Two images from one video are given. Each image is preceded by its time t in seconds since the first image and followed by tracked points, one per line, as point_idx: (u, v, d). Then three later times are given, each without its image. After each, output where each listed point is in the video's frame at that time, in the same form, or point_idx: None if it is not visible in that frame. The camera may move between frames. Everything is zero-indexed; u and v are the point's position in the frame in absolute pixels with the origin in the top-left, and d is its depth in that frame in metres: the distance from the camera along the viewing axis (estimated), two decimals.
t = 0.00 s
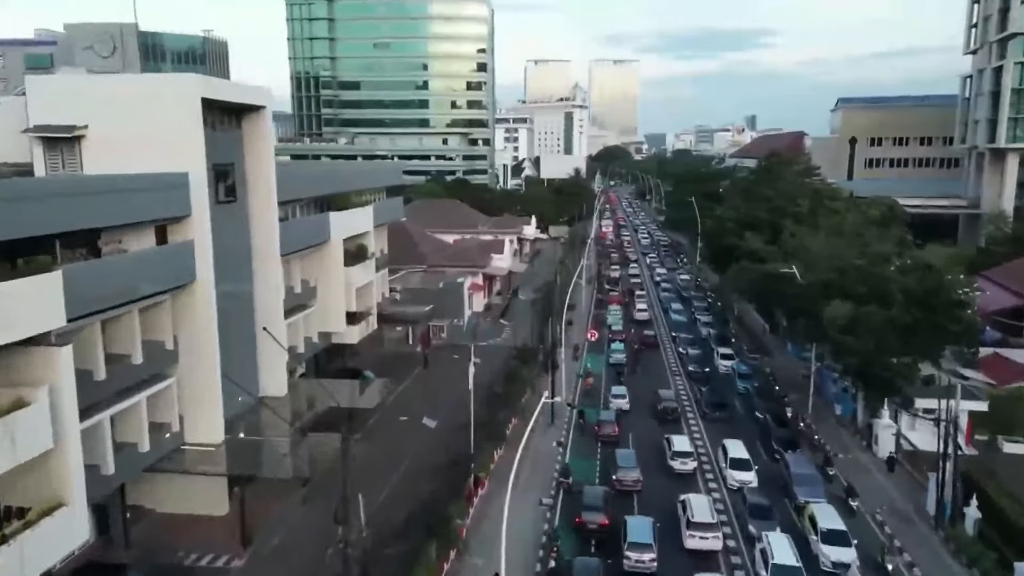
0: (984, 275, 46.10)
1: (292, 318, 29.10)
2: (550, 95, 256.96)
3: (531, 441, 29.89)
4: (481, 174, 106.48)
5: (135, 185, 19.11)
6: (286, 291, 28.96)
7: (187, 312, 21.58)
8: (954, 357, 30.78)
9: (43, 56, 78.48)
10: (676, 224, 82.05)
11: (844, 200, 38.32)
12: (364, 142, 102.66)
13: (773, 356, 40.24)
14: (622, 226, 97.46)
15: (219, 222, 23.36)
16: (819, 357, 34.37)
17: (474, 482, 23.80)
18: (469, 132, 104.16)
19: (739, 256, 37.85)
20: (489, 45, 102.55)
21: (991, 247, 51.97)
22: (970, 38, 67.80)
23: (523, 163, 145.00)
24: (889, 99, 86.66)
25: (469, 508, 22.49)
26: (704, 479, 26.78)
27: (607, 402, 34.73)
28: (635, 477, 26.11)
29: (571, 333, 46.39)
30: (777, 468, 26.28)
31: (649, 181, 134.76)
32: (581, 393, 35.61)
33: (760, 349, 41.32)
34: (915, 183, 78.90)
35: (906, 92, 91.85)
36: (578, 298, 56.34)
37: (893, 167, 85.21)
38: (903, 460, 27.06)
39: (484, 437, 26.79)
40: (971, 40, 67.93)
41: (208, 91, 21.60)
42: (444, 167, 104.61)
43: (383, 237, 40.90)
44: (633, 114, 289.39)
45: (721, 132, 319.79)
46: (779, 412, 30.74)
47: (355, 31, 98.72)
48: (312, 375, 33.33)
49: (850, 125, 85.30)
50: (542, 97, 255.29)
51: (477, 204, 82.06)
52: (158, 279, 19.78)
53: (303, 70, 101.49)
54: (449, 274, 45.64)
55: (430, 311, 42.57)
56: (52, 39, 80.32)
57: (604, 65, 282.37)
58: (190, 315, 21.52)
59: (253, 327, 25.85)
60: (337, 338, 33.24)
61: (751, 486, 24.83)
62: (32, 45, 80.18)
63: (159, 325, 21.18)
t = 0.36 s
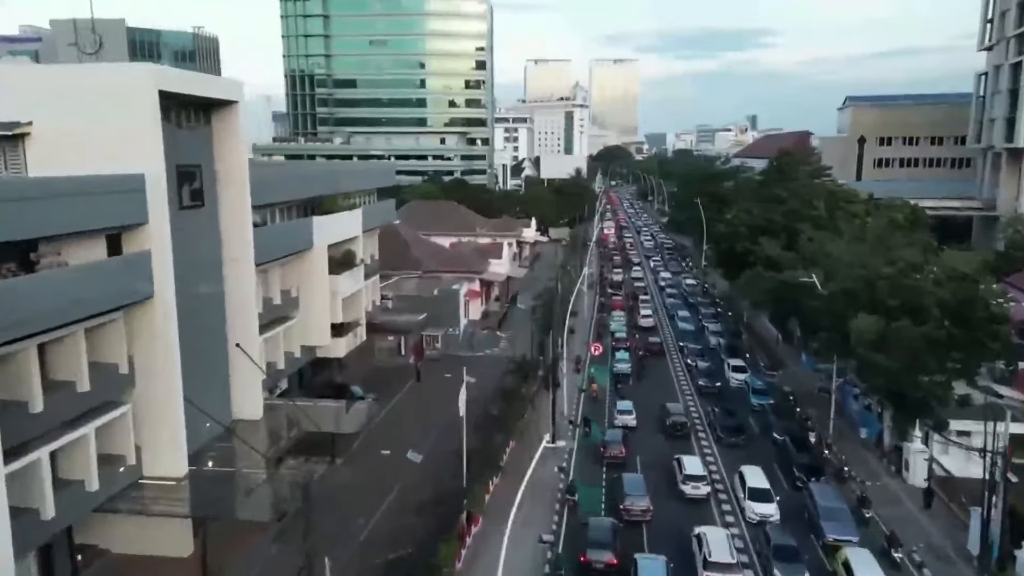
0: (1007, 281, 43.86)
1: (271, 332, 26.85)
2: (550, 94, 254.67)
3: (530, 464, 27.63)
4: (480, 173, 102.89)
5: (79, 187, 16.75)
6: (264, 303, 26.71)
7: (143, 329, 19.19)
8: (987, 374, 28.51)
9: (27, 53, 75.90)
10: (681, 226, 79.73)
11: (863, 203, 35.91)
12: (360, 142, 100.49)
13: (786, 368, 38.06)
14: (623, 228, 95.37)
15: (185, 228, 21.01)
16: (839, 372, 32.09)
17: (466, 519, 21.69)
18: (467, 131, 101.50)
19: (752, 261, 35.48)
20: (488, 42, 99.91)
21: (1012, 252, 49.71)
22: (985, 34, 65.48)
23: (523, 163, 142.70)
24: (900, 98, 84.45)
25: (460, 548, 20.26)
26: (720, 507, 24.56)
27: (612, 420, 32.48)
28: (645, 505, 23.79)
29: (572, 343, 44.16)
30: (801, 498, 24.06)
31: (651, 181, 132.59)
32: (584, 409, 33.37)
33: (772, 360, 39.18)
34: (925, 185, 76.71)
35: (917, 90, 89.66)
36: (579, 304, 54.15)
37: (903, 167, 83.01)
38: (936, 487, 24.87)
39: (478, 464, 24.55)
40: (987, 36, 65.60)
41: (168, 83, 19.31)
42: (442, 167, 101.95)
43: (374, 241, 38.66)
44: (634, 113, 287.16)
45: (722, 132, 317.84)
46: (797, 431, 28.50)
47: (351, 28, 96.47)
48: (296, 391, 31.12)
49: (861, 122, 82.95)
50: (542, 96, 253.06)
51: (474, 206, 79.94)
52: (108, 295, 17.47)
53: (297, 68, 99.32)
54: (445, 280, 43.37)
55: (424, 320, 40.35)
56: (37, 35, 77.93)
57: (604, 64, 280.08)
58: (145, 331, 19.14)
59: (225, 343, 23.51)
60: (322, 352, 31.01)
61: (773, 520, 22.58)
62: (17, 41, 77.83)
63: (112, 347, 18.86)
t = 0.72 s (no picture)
0: None
1: (245, 348, 24.56)
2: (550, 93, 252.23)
3: (530, 492, 25.31)
4: (479, 174, 101.10)
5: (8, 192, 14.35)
6: (236, 316, 24.32)
7: (86, 350, 16.76)
8: None
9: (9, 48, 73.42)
10: (685, 228, 77.39)
11: (886, 207, 33.52)
12: (355, 141, 98.15)
13: (802, 382, 35.78)
14: (625, 229, 93.13)
15: (142, 236, 18.53)
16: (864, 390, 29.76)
17: (456, 566, 19.47)
18: (465, 130, 99.15)
19: (767, 267, 33.15)
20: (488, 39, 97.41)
21: None
22: (1002, 30, 63.12)
23: (522, 163, 140.24)
24: (912, 96, 82.12)
25: None
26: (738, 540, 22.31)
27: (617, 440, 30.23)
28: (655, 537, 21.50)
29: (574, 355, 41.93)
30: (831, 534, 21.82)
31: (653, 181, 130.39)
32: (587, 428, 31.11)
33: (787, 373, 36.92)
34: (937, 186, 74.44)
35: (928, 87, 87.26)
36: (581, 310, 51.90)
37: (914, 167, 80.67)
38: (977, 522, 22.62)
39: (471, 495, 22.23)
40: (1003, 32, 63.24)
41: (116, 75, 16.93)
42: (440, 167, 99.80)
43: (363, 246, 36.29)
44: (635, 113, 284.88)
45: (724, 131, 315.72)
46: (820, 456, 26.24)
47: (346, 25, 94.02)
48: (276, 410, 28.82)
49: (872, 120, 80.59)
50: (542, 95, 250.68)
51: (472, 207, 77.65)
52: (43, 317, 15.07)
53: (291, 66, 96.90)
54: (439, 287, 41.04)
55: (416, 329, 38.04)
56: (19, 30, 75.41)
57: (604, 63, 277.42)
58: (90, 351, 16.68)
59: (191, 363, 20.99)
60: (304, 368, 28.66)
61: (799, 561, 20.28)
62: None
63: (50, 374, 16.46)
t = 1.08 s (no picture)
0: None
1: (214, 368, 22.22)
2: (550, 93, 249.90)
3: (527, 527, 22.94)
4: (478, 174, 98.59)
5: None
6: (202, 333, 21.94)
7: (11, 382, 12.96)
8: None
9: None
10: (689, 230, 75.04)
11: (912, 212, 31.19)
12: (350, 141, 95.78)
13: (820, 399, 33.52)
14: (627, 231, 90.80)
15: (80, 245, 16.11)
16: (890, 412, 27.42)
17: None
18: (462, 129, 96.69)
19: (783, 276, 30.87)
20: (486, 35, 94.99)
21: None
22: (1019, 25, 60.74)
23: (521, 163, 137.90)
24: (923, 93, 79.60)
25: None
26: None
27: (622, 462, 27.99)
28: None
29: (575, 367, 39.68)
30: None
31: (655, 181, 128.04)
32: (590, 449, 28.84)
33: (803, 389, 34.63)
34: (949, 186, 72.05)
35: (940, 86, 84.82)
36: (582, 317, 49.63)
37: (924, 167, 78.16)
38: None
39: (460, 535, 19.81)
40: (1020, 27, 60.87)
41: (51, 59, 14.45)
42: (437, 167, 96.76)
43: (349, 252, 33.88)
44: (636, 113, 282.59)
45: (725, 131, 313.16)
46: (846, 484, 23.92)
47: (341, 22, 91.71)
48: (252, 432, 26.47)
49: (883, 118, 78.50)
50: (542, 95, 248.40)
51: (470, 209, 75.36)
52: None
53: (284, 64, 94.61)
54: (433, 294, 38.68)
55: (407, 340, 35.69)
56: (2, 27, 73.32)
57: (604, 63, 275.08)
58: (15, 381, 12.89)
59: (147, 391, 18.54)
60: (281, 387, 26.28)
61: None
62: None
63: None
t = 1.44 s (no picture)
0: None
1: (178, 390, 20.16)
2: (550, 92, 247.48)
3: (521, 565, 20.83)
4: (476, 174, 96.58)
5: None
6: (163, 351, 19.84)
7: None
8: None
9: None
10: (692, 232, 72.92)
11: (937, 216, 29.08)
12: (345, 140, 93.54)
13: (838, 415, 31.46)
14: (629, 232, 88.74)
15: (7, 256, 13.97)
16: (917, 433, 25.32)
17: None
18: (460, 128, 94.50)
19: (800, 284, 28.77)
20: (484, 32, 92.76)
21: None
22: None
23: (521, 163, 135.66)
24: (933, 91, 77.50)
25: None
26: None
27: (627, 484, 25.91)
28: None
29: (575, 378, 37.58)
30: None
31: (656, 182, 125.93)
32: (592, 472, 26.80)
33: (817, 403, 32.59)
34: (961, 187, 69.90)
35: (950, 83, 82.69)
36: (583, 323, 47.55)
37: (934, 167, 76.00)
38: None
39: None
40: None
41: None
42: (433, 167, 94.74)
43: (335, 258, 31.78)
44: (637, 113, 280.29)
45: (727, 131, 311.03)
46: (873, 515, 21.83)
47: (335, 18, 89.60)
48: (225, 456, 24.40)
49: (892, 116, 76.49)
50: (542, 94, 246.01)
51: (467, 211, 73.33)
52: None
53: (277, 61, 92.53)
54: (425, 302, 36.59)
55: (397, 351, 33.63)
56: None
57: (605, 62, 272.63)
58: None
59: (93, 421, 16.44)
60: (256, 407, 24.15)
61: None
62: None
63: None
